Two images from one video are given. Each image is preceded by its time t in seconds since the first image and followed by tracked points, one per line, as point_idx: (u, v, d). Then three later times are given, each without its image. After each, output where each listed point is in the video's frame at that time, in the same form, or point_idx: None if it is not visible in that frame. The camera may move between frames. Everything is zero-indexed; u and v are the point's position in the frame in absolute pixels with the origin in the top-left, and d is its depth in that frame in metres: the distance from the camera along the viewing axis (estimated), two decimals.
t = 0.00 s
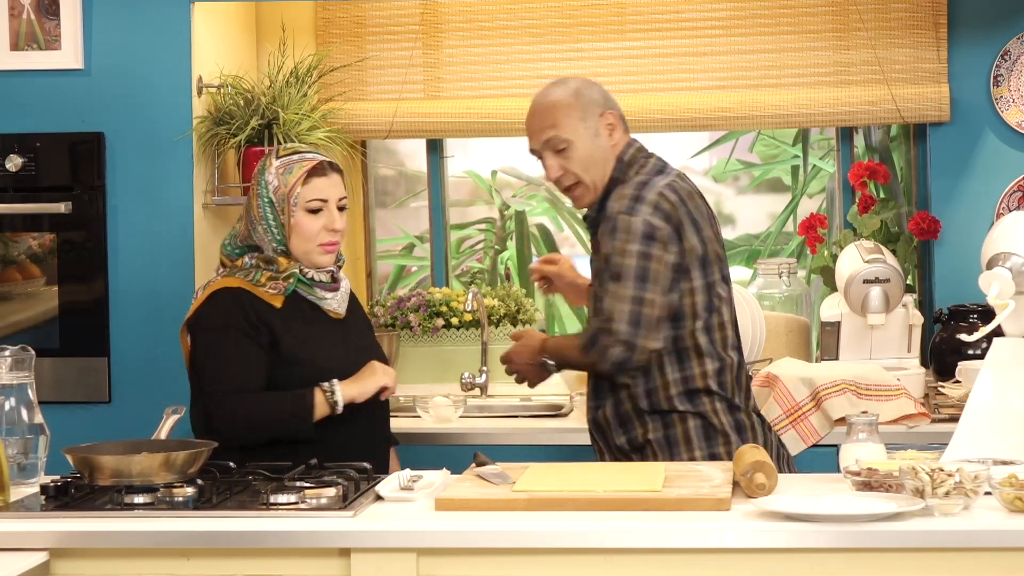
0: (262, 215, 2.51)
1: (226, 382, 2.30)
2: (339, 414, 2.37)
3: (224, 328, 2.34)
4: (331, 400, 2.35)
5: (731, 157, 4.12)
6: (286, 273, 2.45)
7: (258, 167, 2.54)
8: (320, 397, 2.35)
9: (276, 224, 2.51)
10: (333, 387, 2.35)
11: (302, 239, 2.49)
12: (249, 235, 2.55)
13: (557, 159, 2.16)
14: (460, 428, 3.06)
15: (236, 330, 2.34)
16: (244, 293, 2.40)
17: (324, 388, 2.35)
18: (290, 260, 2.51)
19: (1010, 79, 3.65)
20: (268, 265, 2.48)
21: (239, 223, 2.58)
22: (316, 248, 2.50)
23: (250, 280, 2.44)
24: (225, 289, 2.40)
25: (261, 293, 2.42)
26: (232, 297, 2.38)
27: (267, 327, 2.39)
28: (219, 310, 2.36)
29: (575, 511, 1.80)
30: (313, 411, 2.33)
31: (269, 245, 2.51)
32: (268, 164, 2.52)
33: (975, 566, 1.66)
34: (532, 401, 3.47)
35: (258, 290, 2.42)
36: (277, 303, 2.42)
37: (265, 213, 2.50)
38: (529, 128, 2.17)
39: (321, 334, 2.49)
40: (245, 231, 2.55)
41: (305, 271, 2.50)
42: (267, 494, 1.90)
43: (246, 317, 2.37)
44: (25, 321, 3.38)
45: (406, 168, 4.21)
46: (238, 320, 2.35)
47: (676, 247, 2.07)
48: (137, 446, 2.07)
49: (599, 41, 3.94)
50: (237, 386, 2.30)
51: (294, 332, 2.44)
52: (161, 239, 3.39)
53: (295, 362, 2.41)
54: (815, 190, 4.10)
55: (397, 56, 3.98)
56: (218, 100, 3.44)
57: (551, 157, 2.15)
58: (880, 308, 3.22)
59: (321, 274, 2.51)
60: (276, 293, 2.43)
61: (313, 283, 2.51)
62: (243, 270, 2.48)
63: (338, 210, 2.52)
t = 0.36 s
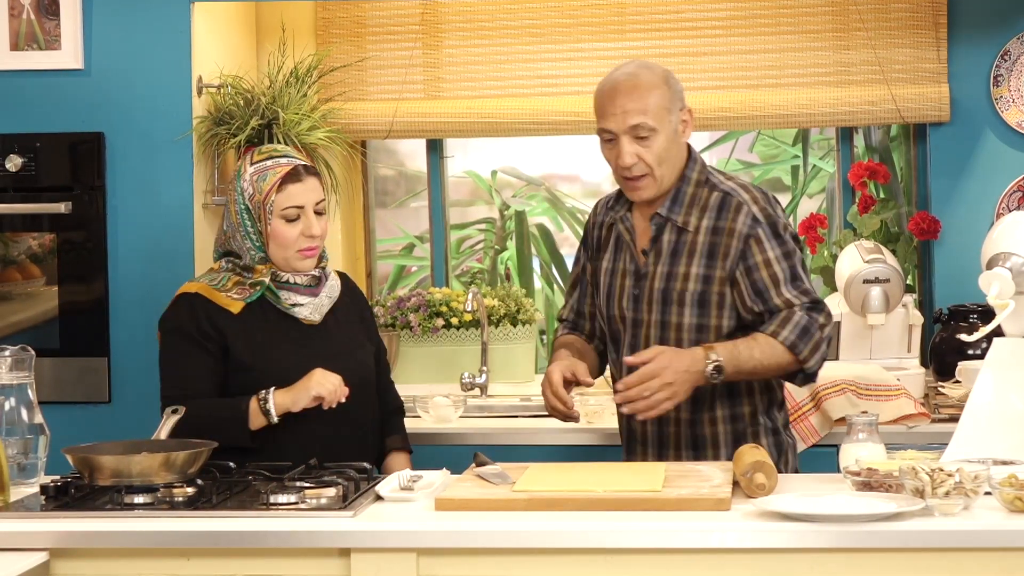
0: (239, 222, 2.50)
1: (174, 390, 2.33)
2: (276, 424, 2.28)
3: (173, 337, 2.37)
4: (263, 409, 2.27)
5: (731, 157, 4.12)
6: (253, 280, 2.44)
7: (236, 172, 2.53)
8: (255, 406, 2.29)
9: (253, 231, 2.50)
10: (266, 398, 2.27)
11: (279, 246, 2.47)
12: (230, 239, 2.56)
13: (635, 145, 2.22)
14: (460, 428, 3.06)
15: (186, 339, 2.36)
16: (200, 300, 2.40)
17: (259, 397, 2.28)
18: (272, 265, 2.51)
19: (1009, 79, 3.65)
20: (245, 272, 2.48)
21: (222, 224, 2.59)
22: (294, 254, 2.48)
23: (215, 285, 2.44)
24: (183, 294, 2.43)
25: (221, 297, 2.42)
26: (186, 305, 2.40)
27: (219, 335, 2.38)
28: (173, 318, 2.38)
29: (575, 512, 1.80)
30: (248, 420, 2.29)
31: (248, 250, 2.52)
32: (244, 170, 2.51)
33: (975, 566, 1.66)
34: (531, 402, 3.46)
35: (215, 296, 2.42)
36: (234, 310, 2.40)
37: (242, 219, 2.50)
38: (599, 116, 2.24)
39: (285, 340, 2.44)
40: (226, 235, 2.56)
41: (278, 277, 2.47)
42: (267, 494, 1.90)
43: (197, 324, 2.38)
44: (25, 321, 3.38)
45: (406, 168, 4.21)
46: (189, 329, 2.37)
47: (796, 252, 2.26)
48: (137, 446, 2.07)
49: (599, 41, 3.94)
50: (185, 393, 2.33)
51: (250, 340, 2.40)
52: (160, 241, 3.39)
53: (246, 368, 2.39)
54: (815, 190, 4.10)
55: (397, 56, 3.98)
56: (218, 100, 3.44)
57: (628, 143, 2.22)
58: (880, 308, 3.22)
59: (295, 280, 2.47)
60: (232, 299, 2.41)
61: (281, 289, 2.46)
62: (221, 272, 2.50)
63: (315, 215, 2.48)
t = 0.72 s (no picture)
0: (222, 227, 2.47)
1: (156, 400, 2.33)
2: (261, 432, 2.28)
3: (153, 347, 2.36)
4: (247, 418, 2.26)
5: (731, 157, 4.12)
6: (234, 286, 2.44)
7: (216, 176, 2.49)
8: (237, 415, 2.29)
9: (237, 237, 2.48)
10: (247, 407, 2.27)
11: (265, 251, 2.46)
12: (210, 244, 2.52)
13: (666, 170, 2.02)
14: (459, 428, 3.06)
15: (166, 348, 2.36)
16: (181, 311, 2.40)
17: (242, 405, 2.28)
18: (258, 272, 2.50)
19: (1010, 79, 3.65)
20: (227, 279, 2.48)
21: (196, 229, 2.55)
22: (280, 259, 2.47)
23: (193, 293, 2.43)
24: (160, 304, 2.41)
25: (201, 306, 2.41)
26: (165, 314, 2.39)
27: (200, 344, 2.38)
28: (153, 328, 2.38)
29: (575, 511, 1.80)
30: (232, 429, 2.29)
31: (230, 256, 2.49)
32: (226, 174, 2.47)
33: (976, 566, 1.66)
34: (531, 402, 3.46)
35: (194, 306, 2.41)
36: (216, 319, 2.40)
37: (225, 225, 2.46)
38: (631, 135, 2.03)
39: (264, 348, 2.44)
40: (204, 240, 2.52)
41: (260, 283, 2.47)
42: (267, 494, 1.90)
43: (177, 333, 2.37)
44: (25, 321, 3.38)
45: (406, 168, 4.21)
46: (169, 338, 2.36)
47: (800, 274, 2.01)
48: (136, 446, 2.07)
49: (599, 41, 3.94)
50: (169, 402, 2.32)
51: (229, 349, 2.40)
52: (160, 242, 3.39)
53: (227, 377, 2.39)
54: (816, 190, 4.10)
55: (397, 56, 3.99)
56: (218, 100, 3.44)
57: (659, 168, 2.02)
58: (880, 308, 3.22)
59: (278, 285, 2.46)
60: (215, 308, 2.41)
61: (263, 295, 2.46)
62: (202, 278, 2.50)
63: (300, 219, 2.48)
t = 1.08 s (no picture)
0: (223, 225, 2.48)
1: (168, 396, 2.33)
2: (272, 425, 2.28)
3: (163, 343, 2.36)
4: (258, 411, 2.27)
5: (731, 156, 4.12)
6: (239, 282, 2.43)
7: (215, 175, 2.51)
8: (248, 410, 2.28)
9: (238, 233, 2.49)
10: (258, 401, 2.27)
11: (265, 246, 2.46)
12: (213, 243, 2.53)
13: (667, 162, 2.02)
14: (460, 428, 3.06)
15: (176, 345, 2.36)
16: (188, 307, 2.40)
17: (252, 400, 2.28)
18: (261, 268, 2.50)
19: (1010, 79, 3.65)
20: (232, 275, 2.48)
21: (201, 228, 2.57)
22: (281, 253, 2.47)
23: (201, 289, 2.43)
24: (169, 301, 2.41)
25: (209, 302, 2.41)
26: (173, 310, 2.39)
27: (209, 340, 2.38)
28: (162, 324, 2.38)
29: (574, 512, 1.80)
30: (243, 424, 2.29)
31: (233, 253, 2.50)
32: (224, 172, 2.49)
33: (975, 566, 1.66)
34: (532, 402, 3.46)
35: (202, 302, 2.41)
36: (222, 314, 2.40)
37: (226, 222, 2.48)
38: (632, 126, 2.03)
39: (275, 343, 2.44)
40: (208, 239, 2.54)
41: (266, 278, 2.47)
42: (267, 494, 1.90)
43: (186, 329, 2.37)
44: (25, 321, 3.38)
45: (406, 168, 4.21)
46: (178, 335, 2.36)
47: (797, 269, 1.99)
48: (137, 446, 2.07)
49: (599, 41, 3.94)
50: (180, 397, 2.33)
51: (240, 344, 2.40)
52: (161, 241, 3.39)
53: (239, 372, 2.39)
54: (816, 190, 4.09)
55: (397, 56, 3.99)
56: (218, 100, 3.44)
57: (659, 159, 2.02)
58: (880, 308, 3.22)
59: (283, 279, 2.46)
60: (221, 303, 2.41)
61: (269, 289, 2.46)
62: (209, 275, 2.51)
63: (299, 212, 2.47)
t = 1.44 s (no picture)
0: (235, 221, 2.49)
1: (182, 391, 2.33)
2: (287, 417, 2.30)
3: (176, 336, 2.36)
4: (274, 403, 2.28)
5: (732, 157, 4.12)
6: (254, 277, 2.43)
7: (226, 172, 2.52)
8: (263, 400, 2.30)
9: (250, 229, 2.49)
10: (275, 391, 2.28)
11: (277, 241, 2.47)
12: (227, 241, 2.54)
13: (614, 167, 1.91)
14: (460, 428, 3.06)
15: (189, 339, 2.36)
16: (202, 300, 2.40)
17: (269, 390, 2.29)
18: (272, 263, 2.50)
19: (1010, 79, 3.65)
20: (246, 271, 2.48)
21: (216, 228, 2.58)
22: (292, 248, 2.47)
23: (215, 284, 2.43)
24: (184, 296, 2.41)
25: (224, 296, 2.41)
26: (188, 306, 2.39)
27: (224, 334, 2.38)
28: (175, 317, 2.38)
29: (575, 512, 1.80)
30: (258, 414, 2.30)
31: (246, 249, 2.50)
32: (234, 169, 2.50)
33: (975, 566, 1.66)
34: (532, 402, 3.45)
35: (216, 297, 2.41)
36: (238, 309, 2.40)
37: (238, 218, 2.49)
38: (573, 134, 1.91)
39: (290, 337, 2.44)
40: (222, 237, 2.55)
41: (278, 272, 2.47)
42: (267, 494, 1.90)
43: (199, 323, 2.37)
44: (25, 321, 3.38)
45: (406, 168, 4.21)
46: (192, 327, 2.36)
47: (754, 253, 1.95)
48: (137, 446, 2.07)
49: (599, 41, 3.94)
50: (194, 393, 2.33)
51: (254, 338, 2.40)
52: (160, 241, 3.39)
53: (253, 365, 2.38)
54: (816, 190, 4.10)
55: (397, 56, 3.99)
56: (219, 100, 3.45)
57: (607, 165, 1.90)
58: (880, 308, 3.22)
59: (295, 274, 2.47)
60: (236, 298, 2.41)
61: (282, 284, 2.46)
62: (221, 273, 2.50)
63: (310, 207, 2.48)
